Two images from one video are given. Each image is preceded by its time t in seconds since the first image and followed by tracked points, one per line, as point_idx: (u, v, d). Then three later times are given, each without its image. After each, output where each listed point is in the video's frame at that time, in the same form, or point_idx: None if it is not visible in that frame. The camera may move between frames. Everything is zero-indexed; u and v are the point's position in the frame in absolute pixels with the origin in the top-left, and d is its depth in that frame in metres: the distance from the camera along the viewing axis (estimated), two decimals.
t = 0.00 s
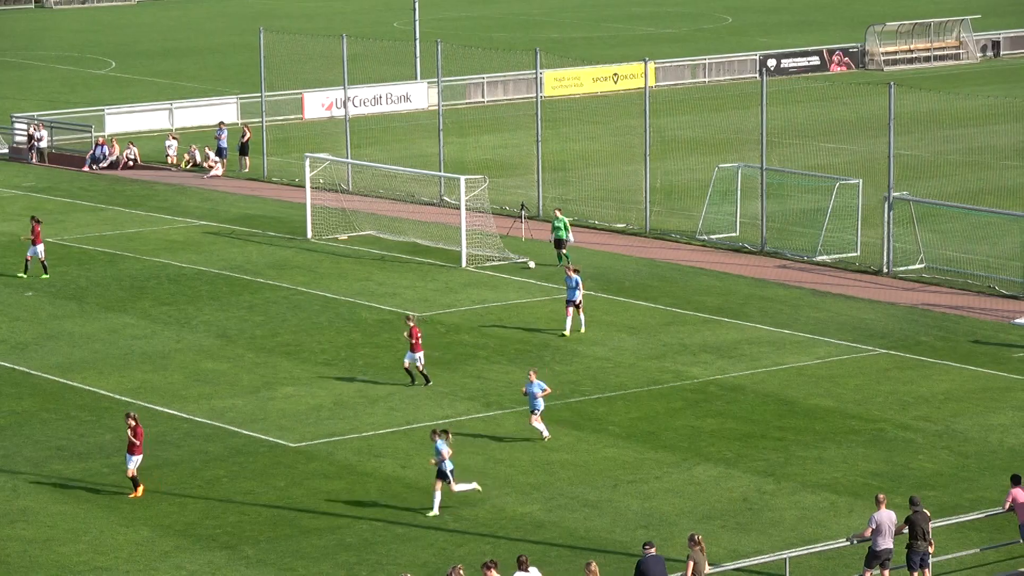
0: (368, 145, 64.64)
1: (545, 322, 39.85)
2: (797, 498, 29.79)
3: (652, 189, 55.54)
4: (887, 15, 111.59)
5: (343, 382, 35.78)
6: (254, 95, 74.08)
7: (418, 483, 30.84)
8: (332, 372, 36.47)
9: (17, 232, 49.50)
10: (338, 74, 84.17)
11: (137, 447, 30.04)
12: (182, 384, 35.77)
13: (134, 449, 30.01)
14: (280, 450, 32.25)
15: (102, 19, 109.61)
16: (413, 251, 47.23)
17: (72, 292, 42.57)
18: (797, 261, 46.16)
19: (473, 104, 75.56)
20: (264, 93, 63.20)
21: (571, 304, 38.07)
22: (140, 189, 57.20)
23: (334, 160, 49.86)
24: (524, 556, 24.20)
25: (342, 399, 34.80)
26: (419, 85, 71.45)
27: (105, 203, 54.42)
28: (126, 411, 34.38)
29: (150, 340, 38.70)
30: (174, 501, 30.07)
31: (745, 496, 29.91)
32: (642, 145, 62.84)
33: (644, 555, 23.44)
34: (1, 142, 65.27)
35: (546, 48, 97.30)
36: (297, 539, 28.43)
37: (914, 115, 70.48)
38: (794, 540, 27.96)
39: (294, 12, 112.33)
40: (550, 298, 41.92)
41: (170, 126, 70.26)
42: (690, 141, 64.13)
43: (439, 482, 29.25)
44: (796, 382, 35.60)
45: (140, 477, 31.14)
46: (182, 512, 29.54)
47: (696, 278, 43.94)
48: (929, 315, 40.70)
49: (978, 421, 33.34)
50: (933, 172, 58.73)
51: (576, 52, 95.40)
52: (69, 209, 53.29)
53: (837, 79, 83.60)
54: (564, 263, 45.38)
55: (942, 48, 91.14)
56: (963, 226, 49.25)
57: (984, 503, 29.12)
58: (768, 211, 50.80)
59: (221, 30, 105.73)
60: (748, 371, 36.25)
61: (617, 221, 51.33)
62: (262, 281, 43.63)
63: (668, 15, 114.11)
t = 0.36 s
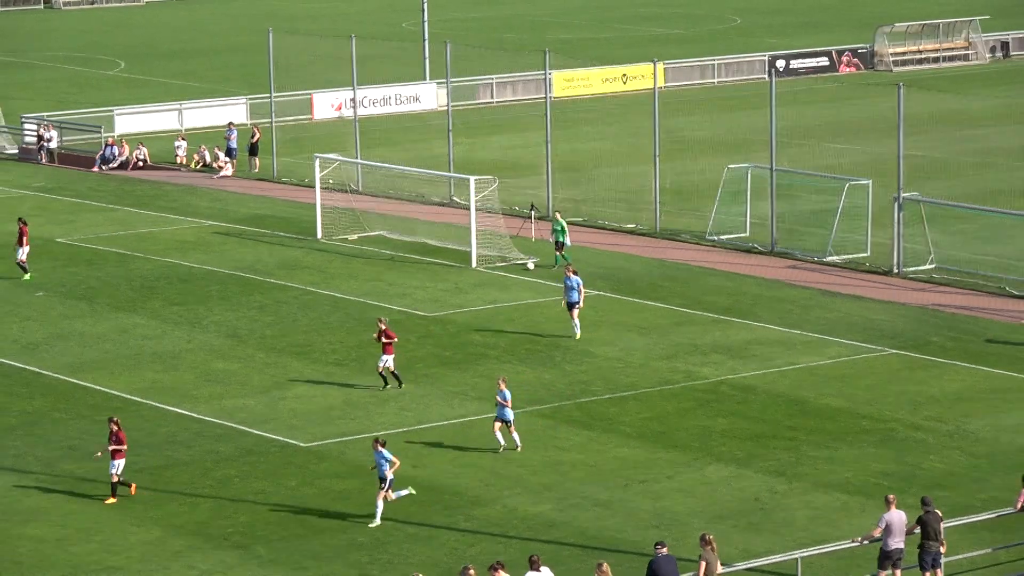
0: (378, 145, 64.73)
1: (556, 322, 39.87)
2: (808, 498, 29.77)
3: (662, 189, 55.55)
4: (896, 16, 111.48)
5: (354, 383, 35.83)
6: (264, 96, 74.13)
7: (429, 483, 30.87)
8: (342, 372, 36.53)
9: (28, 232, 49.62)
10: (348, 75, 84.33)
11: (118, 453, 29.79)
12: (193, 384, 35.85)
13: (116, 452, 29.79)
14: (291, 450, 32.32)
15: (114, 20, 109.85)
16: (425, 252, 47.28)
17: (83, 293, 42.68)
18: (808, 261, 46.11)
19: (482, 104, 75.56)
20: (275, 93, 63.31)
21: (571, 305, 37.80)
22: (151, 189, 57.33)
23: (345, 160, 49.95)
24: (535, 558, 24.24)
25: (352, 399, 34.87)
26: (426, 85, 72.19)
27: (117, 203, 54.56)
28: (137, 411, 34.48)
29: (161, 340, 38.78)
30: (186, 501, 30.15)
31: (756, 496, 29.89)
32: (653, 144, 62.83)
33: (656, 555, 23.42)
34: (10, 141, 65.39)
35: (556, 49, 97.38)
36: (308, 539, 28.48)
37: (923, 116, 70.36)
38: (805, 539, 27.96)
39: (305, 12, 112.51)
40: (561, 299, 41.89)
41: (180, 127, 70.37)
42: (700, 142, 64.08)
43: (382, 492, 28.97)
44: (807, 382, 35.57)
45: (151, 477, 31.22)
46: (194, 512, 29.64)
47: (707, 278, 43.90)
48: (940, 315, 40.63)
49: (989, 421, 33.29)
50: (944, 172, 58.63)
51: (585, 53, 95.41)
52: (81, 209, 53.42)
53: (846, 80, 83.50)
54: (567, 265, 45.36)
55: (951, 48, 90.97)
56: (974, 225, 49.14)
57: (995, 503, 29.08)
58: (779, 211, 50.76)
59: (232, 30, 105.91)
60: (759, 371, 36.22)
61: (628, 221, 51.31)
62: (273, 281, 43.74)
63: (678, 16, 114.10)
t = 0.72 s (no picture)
0: (477, 144, 64.91)
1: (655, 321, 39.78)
2: (910, 499, 29.50)
3: (763, 188, 55.21)
4: (1001, 14, 109.71)
5: (455, 381, 35.99)
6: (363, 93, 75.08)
7: (529, 481, 30.97)
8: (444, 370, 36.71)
9: (130, 229, 50.42)
10: (447, 74, 84.62)
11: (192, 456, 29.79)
12: (295, 381, 36.22)
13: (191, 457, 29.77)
14: (392, 448, 32.55)
15: (215, 18, 111.11)
16: (524, 250, 47.41)
17: (185, 289, 43.28)
18: (909, 261, 45.64)
19: (583, 103, 75.65)
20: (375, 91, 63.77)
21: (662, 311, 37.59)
22: (252, 186, 57.99)
23: (446, 159, 50.20)
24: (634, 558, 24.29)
25: (453, 397, 35.04)
26: (529, 84, 72.37)
27: (218, 200, 55.26)
28: (240, 407, 34.90)
29: (262, 337, 39.23)
30: (287, 497, 30.48)
31: (857, 497, 29.67)
32: (755, 143, 62.40)
33: (755, 556, 23.43)
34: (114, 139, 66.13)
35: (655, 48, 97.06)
36: (408, 536, 28.69)
37: None
38: (907, 541, 27.71)
39: (404, 10, 113.02)
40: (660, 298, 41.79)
41: (282, 124, 71.21)
42: (800, 141, 63.56)
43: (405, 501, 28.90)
44: (908, 383, 35.21)
45: (254, 473, 31.62)
46: (295, 508, 29.96)
47: (806, 278, 43.59)
48: None
49: None
50: None
51: (684, 52, 95.00)
52: (182, 206, 54.15)
53: (949, 79, 82.34)
54: (658, 266, 45.15)
55: None
56: None
57: None
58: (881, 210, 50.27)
59: (332, 28, 106.80)
60: (859, 372, 35.92)
61: (728, 220, 51.05)
62: (373, 279, 44.03)
63: (778, 15, 113.09)
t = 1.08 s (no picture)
0: (557, 142, 64.98)
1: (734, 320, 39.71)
2: (991, 500, 29.32)
3: (845, 187, 54.93)
4: None
5: (535, 379, 36.11)
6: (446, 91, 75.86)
7: (608, 480, 31.06)
8: (523, 368, 36.85)
9: (211, 227, 51.01)
10: (526, 72, 84.81)
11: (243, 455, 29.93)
12: (375, 379, 36.49)
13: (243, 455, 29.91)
14: (471, 446, 32.74)
15: (297, 17, 112.11)
16: (604, 249, 47.48)
17: (265, 286, 43.74)
18: (991, 261, 45.31)
19: (663, 102, 75.53)
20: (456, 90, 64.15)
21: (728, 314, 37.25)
22: (333, 184, 58.47)
23: (526, 157, 50.36)
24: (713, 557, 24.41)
25: (533, 395, 35.18)
26: (610, 83, 72.44)
27: (299, 198, 55.77)
28: (321, 404, 35.22)
29: (343, 334, 39.55)
30: (367, 495, 30.72)
31: (937, 497, 29.53)
32: (837, 142, 62.05)
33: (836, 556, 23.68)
34: (195, 137, 67.30)
35: (737, 46, 96.80)
36: (488, 534, 28.87)
37: None
38: (988, 542, 27.54)
39: (485, 9, 113.40)
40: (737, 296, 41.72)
41: (363, 122, 71.86)
42: (880, 141, 63.16)
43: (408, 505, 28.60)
44: (989, 383, 34.94)
45: (334, 470, 31.88)
46: (375, 506, 30.22)
47: (885, 278, 43.36)
48: None
49: None
50: None
51: (765, 50, 94.64)
52: (263, 204, 54.72)
53: None
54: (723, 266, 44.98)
55: None
56: None
57: None
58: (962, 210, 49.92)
59: (415, 27, 107.43)
60: (939, 371, 35.69)
61: (808, 219, 50.83)
62: (452, 277, 44.25)
63: (861, 14, 112.32)
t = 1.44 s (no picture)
0: (624, 148, 67.67)
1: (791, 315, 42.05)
2: None
3: (891, 191, 56.97)
4: None
5: (601, 367, 38.66)
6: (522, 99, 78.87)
7: (668, 461, 33.52)
8: (590, 357, 39.41)
9: (301, 225, 54.05)
10: (595, 81, 87.58)
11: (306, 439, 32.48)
12: (453, 367, 39.21)
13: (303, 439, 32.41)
14: (541, 429, 35.35)
15: (372, 31, 115.93)
16: (667, 247, 49.90)
17: (351, 281, 46.65)
18: None
19: (723, 110, 78.00)
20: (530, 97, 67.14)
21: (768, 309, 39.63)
22: (412, 186, 61.46)
23: (595, 161, 52.94)
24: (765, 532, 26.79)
25: (599, 382, 37.74)
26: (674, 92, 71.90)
27: (382, 199, 58.76)
28: (402, 390, 38.01)
29: (423, 326, 42.32)
30: (444, 474, 33.34)
31: (974, 479, 31.78)
32: (886, 149, 64.22)
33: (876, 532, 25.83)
34: (287, 142, 71.36)
35: (796, 58, 99.34)
36: (556, 510, 31.43)
37: None
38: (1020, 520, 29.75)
39: (555, 24, 116.64)
40: (793, 291, 44.01)
41: (443, 128, 75.28)
42: (929, 146, 65.29)
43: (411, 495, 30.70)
44: None
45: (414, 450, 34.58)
46: (453, 482, 32.89)
47: (929, 275, 45.51)
48: None
49: None
50: None
51: (822, 62, 97.11)
52: (348, 205, 57.73)
53: None
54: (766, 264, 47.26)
55: None
56: None
57: None
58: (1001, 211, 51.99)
59: (488, 39, 110.82)
60: (979, 362, 37.91)
61: (857, 220, 52.97)
62: (524, 274, 46.86)
63: (918, 28, 114.40)
